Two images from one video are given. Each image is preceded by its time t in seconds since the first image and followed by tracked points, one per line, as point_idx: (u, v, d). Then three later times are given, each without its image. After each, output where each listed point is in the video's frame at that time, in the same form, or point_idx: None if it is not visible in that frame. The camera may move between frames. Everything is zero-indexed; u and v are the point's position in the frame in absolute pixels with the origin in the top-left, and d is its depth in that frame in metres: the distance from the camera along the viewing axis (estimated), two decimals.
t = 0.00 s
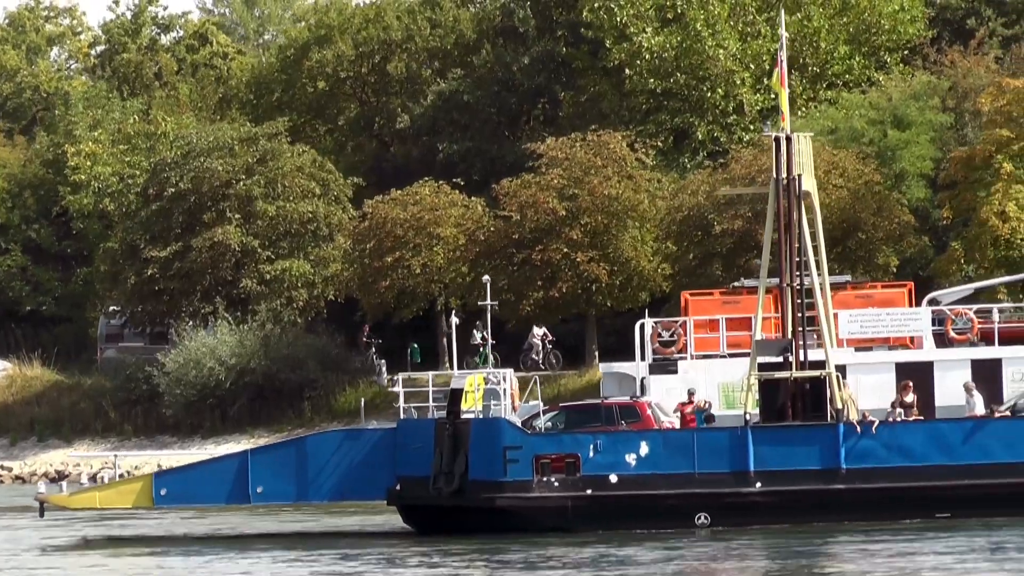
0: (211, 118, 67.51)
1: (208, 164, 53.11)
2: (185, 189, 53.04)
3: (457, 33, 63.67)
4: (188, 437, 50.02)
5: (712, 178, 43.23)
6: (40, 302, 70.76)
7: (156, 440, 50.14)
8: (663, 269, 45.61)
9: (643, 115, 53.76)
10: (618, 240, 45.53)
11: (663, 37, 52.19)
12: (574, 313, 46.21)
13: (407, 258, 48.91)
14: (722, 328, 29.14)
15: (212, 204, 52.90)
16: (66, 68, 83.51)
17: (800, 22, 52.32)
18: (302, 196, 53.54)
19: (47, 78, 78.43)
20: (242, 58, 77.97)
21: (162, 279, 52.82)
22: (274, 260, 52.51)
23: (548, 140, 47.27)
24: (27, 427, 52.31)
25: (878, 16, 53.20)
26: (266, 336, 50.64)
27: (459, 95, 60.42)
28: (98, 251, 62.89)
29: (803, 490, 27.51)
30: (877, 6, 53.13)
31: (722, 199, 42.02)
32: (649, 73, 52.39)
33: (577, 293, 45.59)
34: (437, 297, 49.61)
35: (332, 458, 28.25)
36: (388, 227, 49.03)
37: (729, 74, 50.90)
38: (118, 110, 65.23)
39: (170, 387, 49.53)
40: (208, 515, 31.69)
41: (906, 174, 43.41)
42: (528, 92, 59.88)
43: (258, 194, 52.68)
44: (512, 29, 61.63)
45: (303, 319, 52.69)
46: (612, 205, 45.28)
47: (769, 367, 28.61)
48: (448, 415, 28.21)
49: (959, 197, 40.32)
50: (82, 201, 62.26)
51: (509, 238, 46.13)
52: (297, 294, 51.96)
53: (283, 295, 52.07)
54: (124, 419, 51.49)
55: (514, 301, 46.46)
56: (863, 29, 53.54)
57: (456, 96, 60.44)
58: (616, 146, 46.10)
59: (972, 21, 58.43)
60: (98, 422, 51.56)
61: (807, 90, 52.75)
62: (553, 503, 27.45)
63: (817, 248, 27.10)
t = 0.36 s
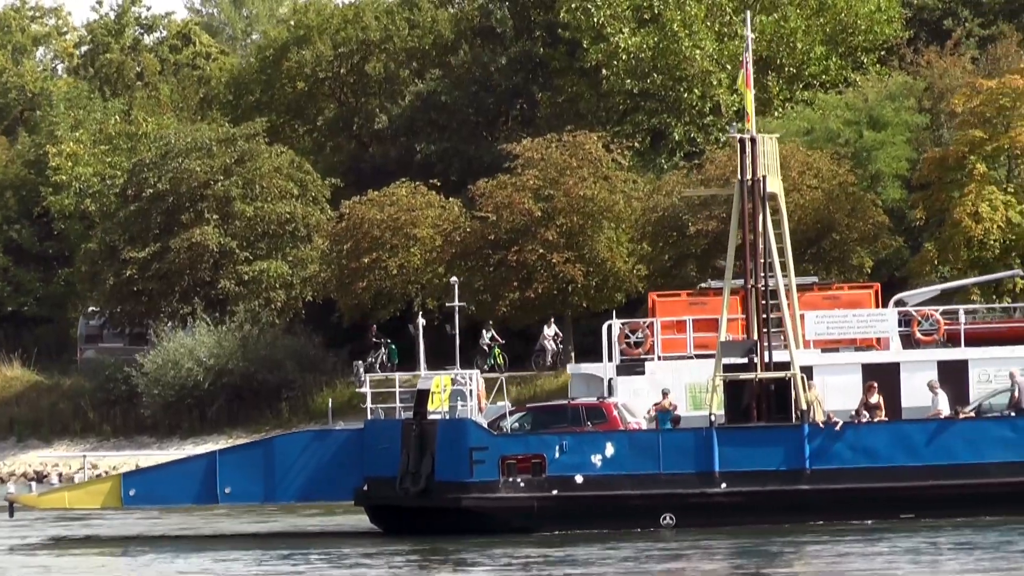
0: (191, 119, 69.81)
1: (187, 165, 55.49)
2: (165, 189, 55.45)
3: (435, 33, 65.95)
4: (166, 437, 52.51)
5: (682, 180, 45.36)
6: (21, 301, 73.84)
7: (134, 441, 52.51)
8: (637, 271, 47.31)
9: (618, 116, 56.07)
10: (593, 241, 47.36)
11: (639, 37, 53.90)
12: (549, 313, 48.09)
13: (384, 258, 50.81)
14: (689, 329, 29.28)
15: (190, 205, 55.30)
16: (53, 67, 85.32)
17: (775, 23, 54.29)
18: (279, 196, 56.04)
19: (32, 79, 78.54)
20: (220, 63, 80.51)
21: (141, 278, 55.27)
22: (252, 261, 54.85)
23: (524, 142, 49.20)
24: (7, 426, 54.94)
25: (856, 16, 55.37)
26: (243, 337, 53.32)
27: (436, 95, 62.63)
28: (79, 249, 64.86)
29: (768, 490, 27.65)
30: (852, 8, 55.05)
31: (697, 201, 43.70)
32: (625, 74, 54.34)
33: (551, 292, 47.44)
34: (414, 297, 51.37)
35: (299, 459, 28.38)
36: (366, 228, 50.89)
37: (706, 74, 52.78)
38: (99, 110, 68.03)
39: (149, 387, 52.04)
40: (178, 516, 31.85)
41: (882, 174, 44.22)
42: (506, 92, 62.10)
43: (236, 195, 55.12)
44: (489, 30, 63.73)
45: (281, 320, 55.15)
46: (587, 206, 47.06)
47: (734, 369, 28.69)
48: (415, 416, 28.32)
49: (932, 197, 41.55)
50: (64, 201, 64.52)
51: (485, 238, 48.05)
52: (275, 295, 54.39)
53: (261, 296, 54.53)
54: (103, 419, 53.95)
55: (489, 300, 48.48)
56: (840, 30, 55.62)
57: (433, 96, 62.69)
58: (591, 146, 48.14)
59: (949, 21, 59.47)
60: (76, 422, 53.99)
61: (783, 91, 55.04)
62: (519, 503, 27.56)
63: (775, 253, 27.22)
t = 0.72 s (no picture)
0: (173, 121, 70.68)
1: (164, 167, 56.86)
2: (143, 191, 56.86)
3: (414, 35, 66.89)
4: (144, 437, 53.15)
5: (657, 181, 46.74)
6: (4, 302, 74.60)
7: (113, 440, 53.10)
8: (614, 271, 48.15)
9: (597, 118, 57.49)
10: (570, 242, 48.31)
11: (617, 40, 55.27)
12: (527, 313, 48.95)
13: (361, 258, 51.97)
14: (656, 330, 29.43)
15: (168, 207, 56.73)
16: (39, 70, 85.55)
17: (752, 26, 56.16)
18: (259, 197, 57.31)
19: (16, 81, 77.87)
20: (203, 65, 81.54)
21: (118, 280, 56.49)
22: (231, 262, 56.10)
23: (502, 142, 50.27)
24: None
25: (833, 18, 56.61)
26: (222, 338, 54.39)
27: (416, 97, 63.46)
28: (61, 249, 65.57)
29: (733, 490, 27.75)
30: (831, 9, 56.58)
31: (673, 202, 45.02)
32: (604, 76, 55.63)
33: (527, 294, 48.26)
34: (391, 298, 52.51)
35: (267, 459, 28.51)
36: (343, 228, 52.02)
37: (684, 76, 54.24)
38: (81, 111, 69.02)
39: (127, 388, 52.53)
40: (147, 516, 31.97)
41: (858, 175, 45.65)
42: (487, 93, 62.84)
43: (214, 196, 56.47)
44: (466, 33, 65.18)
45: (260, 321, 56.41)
46: (563, 207, 48.06)
47: (699, 369, 28.87)
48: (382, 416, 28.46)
49: (908, 198, 42.55)
50: (46, 202, 65.56)
51: (462, 240, 48.99)
52: (253, 296, 55.65)
53: (240, 296, 55.72)
54: (83, 420, 54.57)
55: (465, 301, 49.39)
56: (817, 32, 57.06)
57: (414, 98, 63.47)
58: (568, 148, 49.33)
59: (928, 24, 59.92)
60: (55, 422, 54.75)
61: (762, 93, 56.74)
62: (485, 504, 27.66)
63: (741, 249, 27.53)
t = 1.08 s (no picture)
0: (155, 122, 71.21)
1: (144, 168, 57.24)
2: (121, 193, 57.26)
3: (394, 38, 68.44)
4: (122, 437, 54.14)
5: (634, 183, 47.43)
6: None
7: (92, 440, 54.01)
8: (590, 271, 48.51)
9: (577, 119, 57.71)
10: (546, 242, 48.70)
11: (596, 42, 55.71)
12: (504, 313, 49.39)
13: (339, 260, 52.56)
14: (624, 330, 29.55)
15: (147, 207, 57.18)
16: (26, 72, 86.11)
17: (730, 28, 56.68)
18: (237, 199, 57.79)
19: None
20: (186, 67, 82.10)
21: (98, 280, 56.95)
22: (209, 262, 56.66)
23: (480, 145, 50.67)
24: None
25: (812, 21, 57.02)
26: (202, 338, 54.92)
27: (394, 99, 64.57)
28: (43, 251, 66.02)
29: (698, 490, 27.82)
30: (810, 12, 56.96)
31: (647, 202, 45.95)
32: (583, 78, 56.04)
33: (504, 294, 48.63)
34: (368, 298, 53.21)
35: (234, 458, 28.62)
36: (321, 229, 52.72)
37: (662, 78, 54.72)
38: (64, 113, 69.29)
39: (105, 388, 53.40)
40: (116, 516, 32.05)
41: (835, 176, 46.83)
42: (465, 96, 63.74)
43: (194, 197, 56.93)
44: (446, 36, 66.04)
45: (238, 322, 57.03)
46: (541, 208, 48.52)
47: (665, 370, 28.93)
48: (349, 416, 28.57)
49: (884, 199, 43.78)
50: (29, 204, 66.12)
51: (439, 241, 49.48)
52: (232, 296, 56.21)
53: (219, 296, 56.26)
54: (61, 420, 55.79)
55: (441, 301, 49.91)
56: (796, 34, 57.48)
57: (393, 100, 64.55)
58: (544, 149, 49.71)
59: (905, 25, 60.33)
60: (35, 422, 55.85)
61: (740, 95, 57.12)
62: (451, 503, 27.74)
63: (707, 255, 27.53)
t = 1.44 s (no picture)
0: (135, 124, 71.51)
1: (121, 169, 57.64)
2: (99, 194, 57.61)
3: (372, 38, 68.67)
4: (101, 437, 54.35)
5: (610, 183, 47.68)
6: None
7: (71, 440, 54.31)
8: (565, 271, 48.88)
9: (554, 120, 58.01)
10: (522, 244, 49.13)
11: (572, 43, 55.98)
12: (481, 312, 49.82)
13: (315, 260, 52.77)
14: (591, 332, 29.72)
15: (124, 209, 57.54)
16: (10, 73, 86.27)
17: (707, 29, 56.89)
18: (216, 200, 58.34)
19: None
20: (168, 67, 82.36)
21: (76, 281, 57.25)
22: (187, 263, 57.06)
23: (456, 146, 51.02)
24: None
25: (788, 21, 57.27)
26: (180, 339, 55.25)
27: (373, 100, 64.96)
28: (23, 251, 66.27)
29: (665, 490, 27.89)
30: (785, 13, 57.25)
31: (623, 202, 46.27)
32: (560, 78, 56.34)
33: (481, 295, 49.11)
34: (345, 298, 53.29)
35: (202, 459, 28.74)
36: (297, 231, 52.95)
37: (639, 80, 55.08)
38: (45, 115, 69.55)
39: (84, 389, 53.72)
40: (84, 518, 32.16)
41: (811, 177, 47.25)
42: (443, 96, 64.23)
43: (171, 199, 57.35)
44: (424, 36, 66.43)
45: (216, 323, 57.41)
46: (518, 210, 49.03)
47: (632, 371, 29.10)
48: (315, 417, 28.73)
49: (858, 201, 44.20)
50: (9, 204, 66.33)
51: (415, 242, 49.70)
52: (210, 297, 56.60)
53: (197, 297, 56.60)
54: (41, 420, 56.02)
55: (417, 303, 50.19)
56: (773, 34, 57.62)
57: (371, 100, 65.00)
58: (520, 151, 49.97)
59: (881, 26, 60.57)
60: (16, 422, 56.09)
61: (717, 95, 57.37)
62: (418, 504, 27.82)
63: (672, 257, 27.69)
